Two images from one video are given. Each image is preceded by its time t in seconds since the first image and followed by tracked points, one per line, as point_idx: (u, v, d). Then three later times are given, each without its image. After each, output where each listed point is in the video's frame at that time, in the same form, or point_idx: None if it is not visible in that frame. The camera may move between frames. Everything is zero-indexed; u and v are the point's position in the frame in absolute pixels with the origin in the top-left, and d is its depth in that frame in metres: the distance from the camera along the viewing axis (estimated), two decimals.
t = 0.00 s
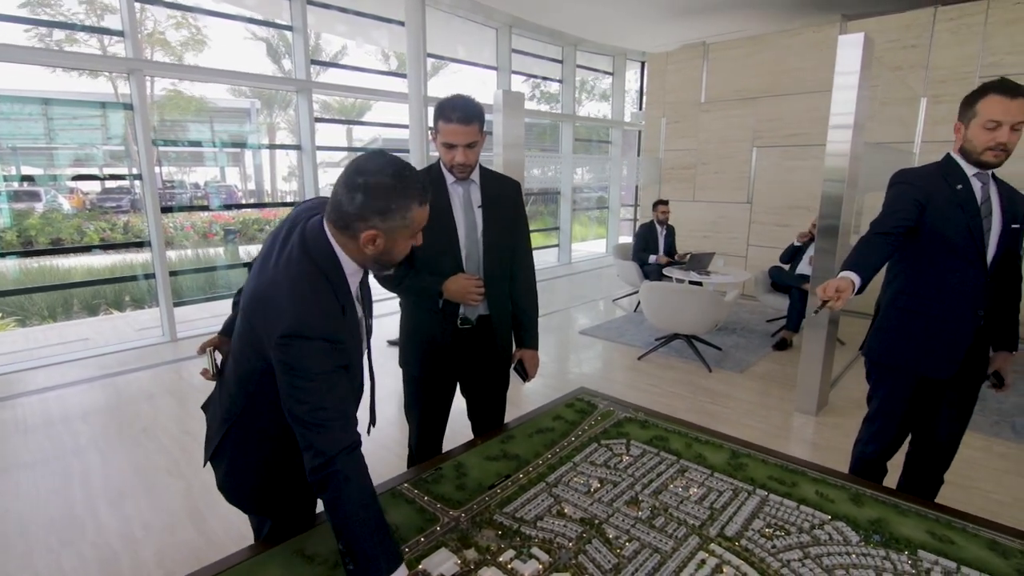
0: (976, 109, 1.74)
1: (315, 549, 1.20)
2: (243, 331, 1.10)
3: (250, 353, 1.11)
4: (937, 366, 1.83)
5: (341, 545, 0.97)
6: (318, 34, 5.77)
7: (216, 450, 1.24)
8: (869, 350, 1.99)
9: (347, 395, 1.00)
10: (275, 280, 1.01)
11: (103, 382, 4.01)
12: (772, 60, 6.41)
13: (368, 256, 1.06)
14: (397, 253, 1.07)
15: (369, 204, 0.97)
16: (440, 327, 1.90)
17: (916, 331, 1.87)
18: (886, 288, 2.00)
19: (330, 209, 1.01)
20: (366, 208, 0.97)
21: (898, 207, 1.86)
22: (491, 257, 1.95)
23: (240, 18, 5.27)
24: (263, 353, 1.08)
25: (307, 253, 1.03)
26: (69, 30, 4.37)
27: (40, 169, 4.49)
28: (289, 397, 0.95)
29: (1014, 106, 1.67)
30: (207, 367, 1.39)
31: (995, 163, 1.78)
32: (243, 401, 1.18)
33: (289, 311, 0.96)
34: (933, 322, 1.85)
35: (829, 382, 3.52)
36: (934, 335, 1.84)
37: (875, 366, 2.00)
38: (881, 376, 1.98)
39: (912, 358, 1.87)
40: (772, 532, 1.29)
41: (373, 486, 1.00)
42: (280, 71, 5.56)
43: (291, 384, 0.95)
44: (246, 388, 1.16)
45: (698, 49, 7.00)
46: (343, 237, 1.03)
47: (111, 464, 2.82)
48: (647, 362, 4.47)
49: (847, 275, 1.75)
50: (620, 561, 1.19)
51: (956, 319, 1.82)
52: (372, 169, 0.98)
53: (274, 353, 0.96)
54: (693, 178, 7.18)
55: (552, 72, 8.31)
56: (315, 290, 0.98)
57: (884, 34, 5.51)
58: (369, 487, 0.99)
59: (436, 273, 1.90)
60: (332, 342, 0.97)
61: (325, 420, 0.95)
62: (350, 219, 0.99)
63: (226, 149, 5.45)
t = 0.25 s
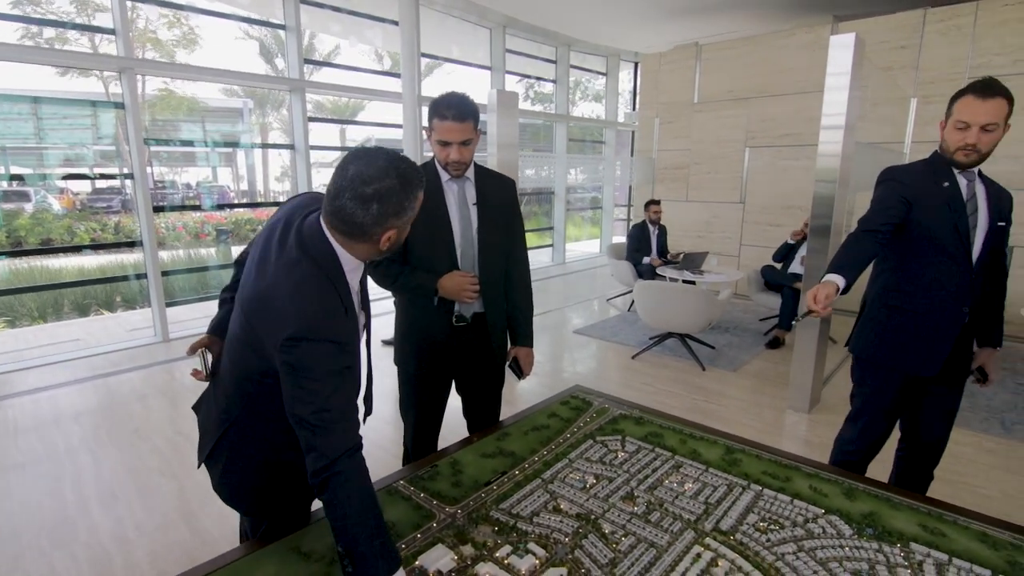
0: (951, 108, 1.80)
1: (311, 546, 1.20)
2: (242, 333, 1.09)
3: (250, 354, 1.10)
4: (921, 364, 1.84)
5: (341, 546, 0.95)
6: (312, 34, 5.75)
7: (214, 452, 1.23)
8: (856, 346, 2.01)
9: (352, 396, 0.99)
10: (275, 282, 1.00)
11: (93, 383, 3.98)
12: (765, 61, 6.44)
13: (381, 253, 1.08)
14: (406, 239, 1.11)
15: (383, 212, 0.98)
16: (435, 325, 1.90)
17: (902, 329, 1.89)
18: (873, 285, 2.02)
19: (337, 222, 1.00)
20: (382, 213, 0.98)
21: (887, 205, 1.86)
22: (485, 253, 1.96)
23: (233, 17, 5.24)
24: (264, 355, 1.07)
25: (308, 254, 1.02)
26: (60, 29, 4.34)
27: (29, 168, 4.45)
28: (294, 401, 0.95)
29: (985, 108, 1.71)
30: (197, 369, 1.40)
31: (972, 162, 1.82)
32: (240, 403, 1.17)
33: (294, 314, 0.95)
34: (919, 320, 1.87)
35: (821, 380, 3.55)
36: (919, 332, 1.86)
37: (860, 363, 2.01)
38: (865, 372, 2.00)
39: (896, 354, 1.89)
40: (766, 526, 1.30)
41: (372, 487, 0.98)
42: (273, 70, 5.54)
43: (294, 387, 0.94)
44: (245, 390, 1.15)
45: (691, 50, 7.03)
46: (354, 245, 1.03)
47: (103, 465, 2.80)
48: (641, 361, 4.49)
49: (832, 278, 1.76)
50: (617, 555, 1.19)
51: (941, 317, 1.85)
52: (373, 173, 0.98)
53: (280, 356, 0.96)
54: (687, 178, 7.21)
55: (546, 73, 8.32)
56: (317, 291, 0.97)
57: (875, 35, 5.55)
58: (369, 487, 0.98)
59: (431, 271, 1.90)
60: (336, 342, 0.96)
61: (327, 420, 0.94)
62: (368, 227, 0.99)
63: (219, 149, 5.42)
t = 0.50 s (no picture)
0: (910, 108, 1.82)
1: (311, 539, 1.21)
2: (239, 329, 1.09)
3: (248, 349, 1.10)
4: (897, 363, 1.88)
5: (344, 537, 0.96)
6: (303, 33, 5.74)
7: (213, 445, 1.23)
8: (832, 346, 2.03)
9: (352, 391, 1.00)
10: (274, 278, 1.00)
11: (83, 384, 3.94)
12: (754, 61, 6.51)
13: (379, 245, 1.09)
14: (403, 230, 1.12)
15: (382, 206, 0.99)
16: (431, 321, 1.91)
17: (878, 328, 1.92)
18: (847, 284, 2.05)
19: (335, 217, 1.00)
20: (379, 207, 0.99)
21: (856, 209, 1.89)
22: (480, 250, 1.97)
23: (224, 15, 5.22)
24: (262, 350, 1.07)
25: (306, 250, 1.02)
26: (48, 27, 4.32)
27: (16, 167, 4.40)
28: (295, 396, 0.95)
29: (942, 109, 1.72)
30: (193, 365, 1.37)
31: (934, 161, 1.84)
32: (238, 398, 1.17)
33: (295, 309, 0.95)
34: (894, 319, 1.90)
35: (811, 376, 3.59)
36: (893, 332, 1.89)
37: (834, 364, 2.04)
38: (836, 371, 2.02)
39: (871, 355, 1.92)
40: (760, 516, 1.32)
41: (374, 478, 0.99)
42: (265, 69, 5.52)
43: (295, 381, 0.94)
44: (243, 384, 1.15)
45: (682, 51, 7.08)
46: (352, 238, 1.03)
47: (95, 465, 2.78)
48: (634, 359, 4.52)
49: (797, 291, 1.79)
50: (614, 546, 1.21)
51: (916, 316, 1.88)
52: (369, 167, 0.98)
53: (281, 352, 0.96)
54: (678, 177, 7.26)
55: (538, 73, 8.35)
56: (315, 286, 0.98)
57: (863, 37, 5.62)
58: (372, 479, 0.98)
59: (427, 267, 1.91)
60: (335, 336, 0.97)
61: (328, 413, 0.94)
62: (366, 221, 1.00)
63: (209, 148, 5.39)
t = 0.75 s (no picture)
0: (838, 126, 1.71)
1: (316, 531, 1.23)
2: (242, 323, 1.12)
3: (252, 343, 1.12)
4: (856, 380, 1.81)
5: (350, 524, 0.99)
6: (301, 33, 5.76)
7: (217, 438, 1.26)
8: (787, 365, 1.95)
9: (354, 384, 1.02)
10: (276, 272, 1.03)
11: (81, 384, 3.95)
12: (750, 62, 6.55)
13: (378, 241, 1.10)
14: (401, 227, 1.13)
15: (379, 199, 1.01)
16: (432, 317, 1.94)
17: (831, 346, 1.83)
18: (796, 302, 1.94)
19: (333, 211, 1.02)
20: (375, 200, 1.01)
21: (793, 231, 1.76)
22: (479, 248, 2.00)
23: (220, 16, 5.23)
24: (265, 344, 1.10)
25: (308, 244, 1.05)
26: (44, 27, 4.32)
27: (11, 168, 4.41)
28: (298, 388, 0.97)
29: (873, 125, 1.62)
30: (196, 361, 1.39)
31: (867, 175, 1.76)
32: (242, 392, 1.20)
33: (298, 303, 0.98)
34: (846, 338, 1.81)
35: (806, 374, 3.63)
36: (845, 349, 1.81)
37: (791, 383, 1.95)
38: (792, 391, 1.94)
39: (828, 373, 1.85)
40: (754, 506, 1.35)
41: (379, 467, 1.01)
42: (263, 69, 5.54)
43: (298, 372, 0.97)
44: (246, 378, 1.17)
45: (677, 51, 7.12)
46: (351, 232, 1.05)
47: (96, 464, 2.79)
48: (631, 358, 4.55)
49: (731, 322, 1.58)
50: (612, 535, 1.24)
51: (869, 333, 1.79)
52: (367, 161, 1.01)
53: (285, 344, 0.98)
54: (674, 177, 7.30)
55: (534, 74, 8.38)
56: (318, 279, 1.00)
57: (856, 38, 5.67)
58: (377, 468, 1.01)
59: (427, 264, 1.94)
60: (338, 328, 0.99)
61: (332, 404, 0.97)
62: (362, 214, 1.01)
63: (206, 149, 5.40)
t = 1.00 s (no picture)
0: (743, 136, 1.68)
1: (315, 521, 1.28)
2: (241, 319, 1.17)
3: (252, 338, 1.17)
4: (786, 376, 1.86)
5: (347, 509, 1.04)
6: (299, 36, 5.81)
7: (218, 431, 1.31)
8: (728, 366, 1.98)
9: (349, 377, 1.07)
10: (273, 269, 1.08)
11: (81, 384, 3.99)
12: (744, 64, 6.62)
13: (370, 239, 1.15)
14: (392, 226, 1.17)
15: (368, 197, 1.06)
16: (428, 316, 1.99)
17: (765, 345, 1.88)
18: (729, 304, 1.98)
19: (325, 210, 1.07)
20: (365, 198, 1.05)
21: (711, 244, 1.80)
22: (474, 248, 2.05)
23: (218, 19, 5.28)
24: (263, 339, 1.15)
25: (302, 242, 1.10)
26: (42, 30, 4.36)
27: (10, 170, 4.45)
28: (295, 379, 1.02)
29: (778, 132, 1.60)
30: (198, 358, 1.44)
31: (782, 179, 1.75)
32: (242, 386, 1.25)
33: (294, 298, 1.03)
34: (777, 335, 1.86)
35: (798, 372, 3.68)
36: (778, 347, 1.86)
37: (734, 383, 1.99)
38: (737, 391, 1.97)
39: (765, 371, 1.88)
40: (738, 496, 1.40)
41: (374, 454, 1.06)
42: (261, 72, 5.59)
43: (295, 364, 1.02)
44: (245, 371, 1.22)
45: (672, 53, 7.18)
46: (343, 231, 1.10)
47: (97, 462, 2.84)
48: (626, 357, 4.61)
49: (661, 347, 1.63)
50: (599, 524, 1.29)
51: (796, 329, 1.84)
52: (355, 161, 1.06)
53: (282, 337, 1.03)
54: (670, 178, 7.36)
55: (531, 76, 8.44)
56: (312, 275, 1.05)
57: (848, 40, 5.73)
58: (371, 457, 1.06)
59: (423, 264, 1.99)
60: (332, 322, 1.04)
61: (329, 394, 1.02)
62: (353, 212, 1.06)
63: (205, 151, 5.45)
